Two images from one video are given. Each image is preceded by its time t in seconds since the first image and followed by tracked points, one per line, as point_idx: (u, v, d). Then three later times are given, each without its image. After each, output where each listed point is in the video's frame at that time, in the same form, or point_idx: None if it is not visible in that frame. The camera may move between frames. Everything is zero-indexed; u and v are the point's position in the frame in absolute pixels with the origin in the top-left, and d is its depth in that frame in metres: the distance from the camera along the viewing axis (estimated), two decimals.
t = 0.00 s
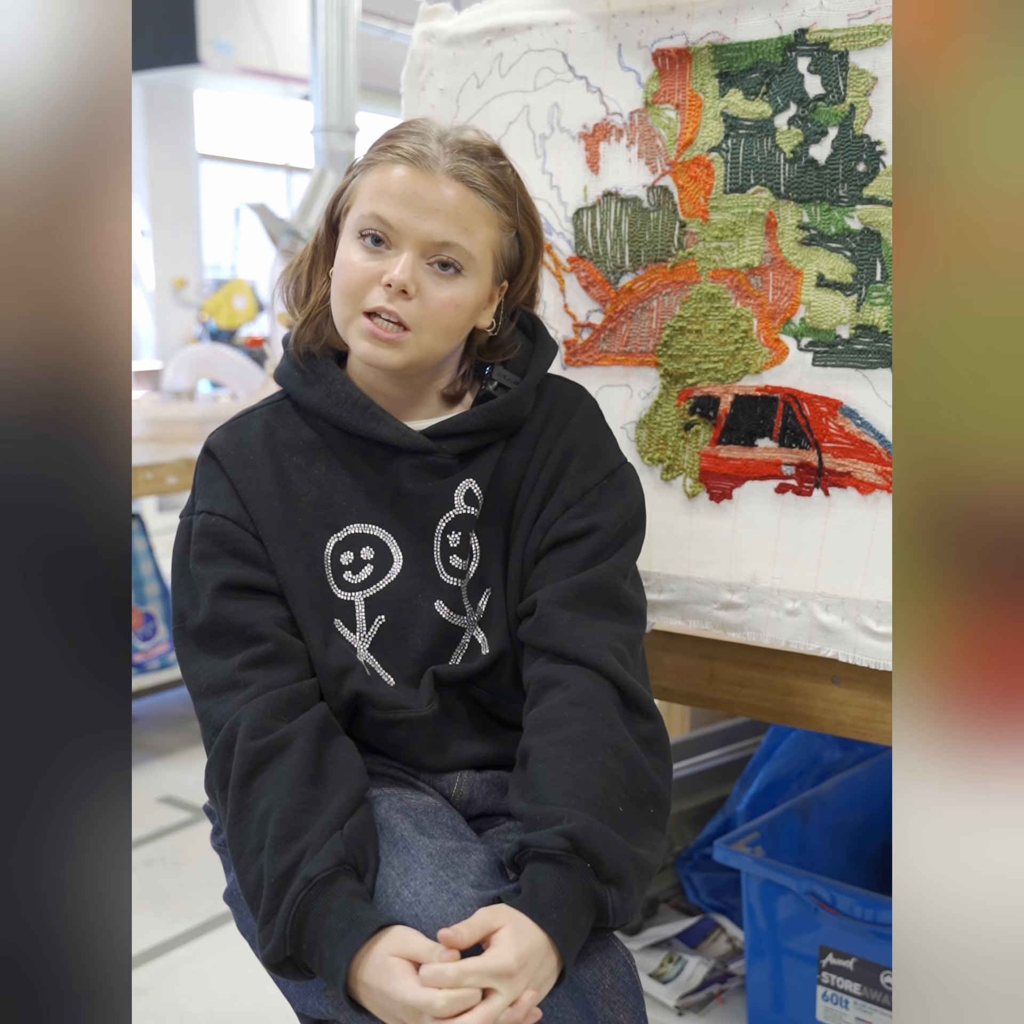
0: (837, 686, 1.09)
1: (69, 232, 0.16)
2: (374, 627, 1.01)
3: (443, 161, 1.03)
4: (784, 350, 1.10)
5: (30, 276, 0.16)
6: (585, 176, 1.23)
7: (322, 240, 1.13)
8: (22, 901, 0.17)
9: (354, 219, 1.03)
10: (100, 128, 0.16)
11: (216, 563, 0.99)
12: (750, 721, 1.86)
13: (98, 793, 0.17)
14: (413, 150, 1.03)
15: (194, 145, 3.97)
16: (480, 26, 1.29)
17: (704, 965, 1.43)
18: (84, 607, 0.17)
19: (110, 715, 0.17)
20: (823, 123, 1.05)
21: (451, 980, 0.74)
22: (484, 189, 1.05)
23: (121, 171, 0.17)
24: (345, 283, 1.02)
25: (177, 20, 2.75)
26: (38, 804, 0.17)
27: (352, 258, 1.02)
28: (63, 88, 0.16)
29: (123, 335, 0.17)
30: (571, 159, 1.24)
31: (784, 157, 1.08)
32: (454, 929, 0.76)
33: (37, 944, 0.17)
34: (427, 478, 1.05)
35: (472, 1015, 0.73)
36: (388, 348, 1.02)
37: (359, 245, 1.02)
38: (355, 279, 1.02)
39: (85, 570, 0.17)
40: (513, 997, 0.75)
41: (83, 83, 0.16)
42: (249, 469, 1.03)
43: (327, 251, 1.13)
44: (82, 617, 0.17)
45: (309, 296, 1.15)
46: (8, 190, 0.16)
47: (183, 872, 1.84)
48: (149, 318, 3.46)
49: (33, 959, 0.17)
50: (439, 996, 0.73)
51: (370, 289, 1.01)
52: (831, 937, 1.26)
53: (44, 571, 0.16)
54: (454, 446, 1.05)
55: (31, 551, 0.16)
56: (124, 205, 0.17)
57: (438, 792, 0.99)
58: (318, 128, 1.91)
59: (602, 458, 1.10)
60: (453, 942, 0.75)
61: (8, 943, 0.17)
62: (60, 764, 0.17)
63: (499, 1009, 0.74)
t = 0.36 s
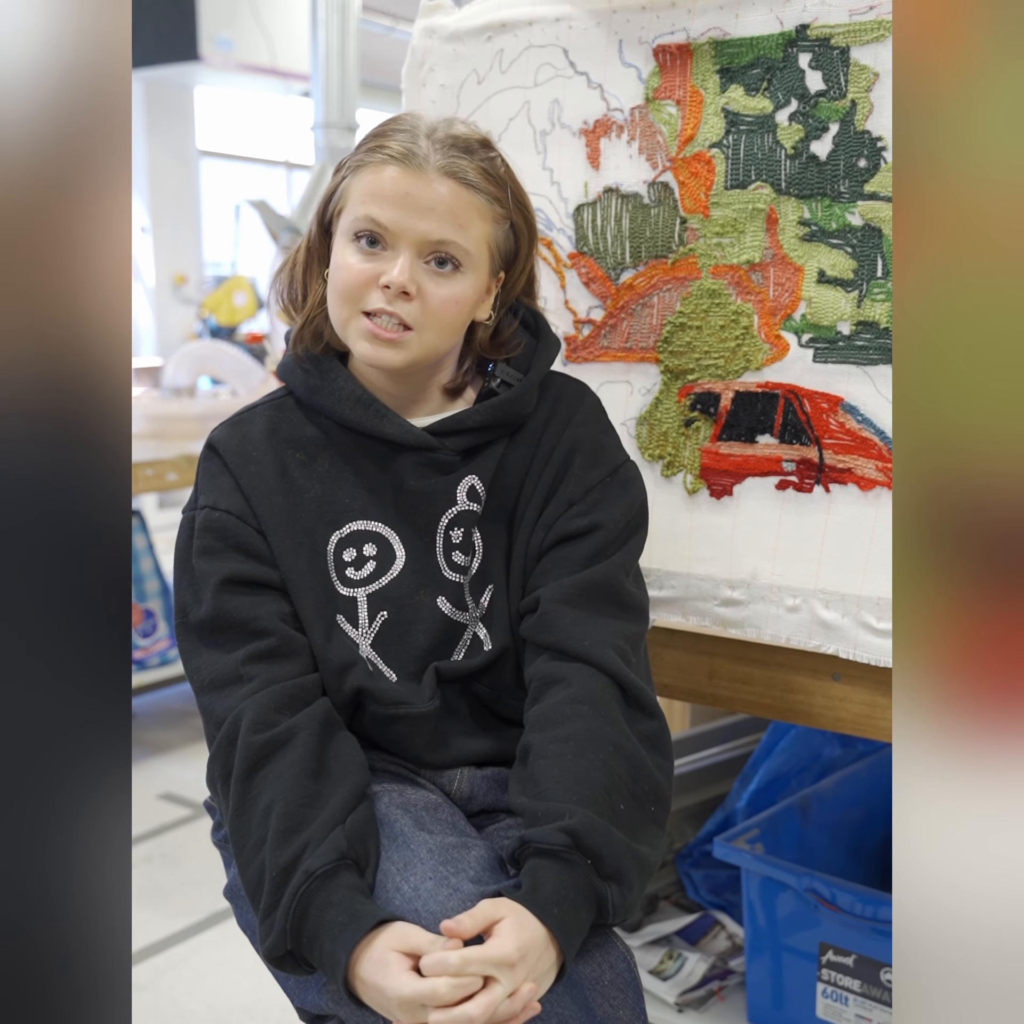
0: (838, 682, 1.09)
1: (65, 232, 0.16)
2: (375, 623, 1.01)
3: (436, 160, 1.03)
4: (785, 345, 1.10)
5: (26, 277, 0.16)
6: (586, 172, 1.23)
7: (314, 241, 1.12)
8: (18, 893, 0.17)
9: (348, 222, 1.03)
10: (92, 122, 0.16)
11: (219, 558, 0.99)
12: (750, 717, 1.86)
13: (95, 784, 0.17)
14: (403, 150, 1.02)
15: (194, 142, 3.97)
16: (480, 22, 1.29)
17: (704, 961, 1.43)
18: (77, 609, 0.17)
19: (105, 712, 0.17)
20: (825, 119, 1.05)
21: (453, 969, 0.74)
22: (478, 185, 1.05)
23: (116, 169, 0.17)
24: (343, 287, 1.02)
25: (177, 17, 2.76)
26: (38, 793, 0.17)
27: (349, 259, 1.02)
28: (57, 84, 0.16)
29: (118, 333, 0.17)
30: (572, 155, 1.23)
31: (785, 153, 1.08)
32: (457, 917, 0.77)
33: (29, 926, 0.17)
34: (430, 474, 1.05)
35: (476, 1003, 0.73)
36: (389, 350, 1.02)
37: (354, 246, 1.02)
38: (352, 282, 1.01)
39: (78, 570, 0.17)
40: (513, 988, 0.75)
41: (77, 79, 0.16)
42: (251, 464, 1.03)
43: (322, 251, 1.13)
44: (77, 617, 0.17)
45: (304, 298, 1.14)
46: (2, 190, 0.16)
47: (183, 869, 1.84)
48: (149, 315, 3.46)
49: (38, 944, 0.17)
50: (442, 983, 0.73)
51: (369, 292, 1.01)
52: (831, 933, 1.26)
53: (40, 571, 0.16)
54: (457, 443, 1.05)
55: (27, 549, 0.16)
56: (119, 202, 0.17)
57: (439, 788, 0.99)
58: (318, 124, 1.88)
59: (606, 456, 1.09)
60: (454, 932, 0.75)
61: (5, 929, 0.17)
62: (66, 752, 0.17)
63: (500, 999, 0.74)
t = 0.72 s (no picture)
0: (838, 682, 1.09)
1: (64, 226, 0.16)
2: (378, 623, 1.01)
3: (411, 144, 1.03)
4: (786, 346, 1.10)
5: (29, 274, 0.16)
6: (586, 172, 1.23)
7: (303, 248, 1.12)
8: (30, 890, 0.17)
9: (334, 217, 1.03)
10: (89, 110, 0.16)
11: (223, 556, 1.00)
12: (750, 717, 1.86)
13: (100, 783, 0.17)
14: (382, 140, 1.03)
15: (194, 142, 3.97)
16: (480, 23, 1.29)
17: (703, 961, 1.43)
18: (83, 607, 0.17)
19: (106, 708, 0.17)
20: (825, 120, 1.05)
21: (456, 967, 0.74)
22: (456, 162, 1.05)
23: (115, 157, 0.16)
24: (339, 281, 1.02)
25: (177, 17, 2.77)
26: (49, 796, 0.17)
27: (340, 254, 1.02)
28: (52, 83, 0.16)
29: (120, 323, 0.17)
30: (573, 155, 1.23)
31: (786, 154, 1.08)
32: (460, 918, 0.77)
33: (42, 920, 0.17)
34: (437, 474, 1.05)
35: (476, 1003, 0.73)
36: (390, 333, 1.02)
37: (343, 240, 1.02)
38: (346, 274, 1.02)
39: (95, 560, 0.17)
40: (515, 988, 0.75)
41: (71, 73, 0.16)
42: (257, 463, 1.03)
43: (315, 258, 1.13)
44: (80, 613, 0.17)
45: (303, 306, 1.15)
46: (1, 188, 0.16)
47: (183, 868, 1.84)
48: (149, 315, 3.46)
49: (41, 948, 0.17)
50: (444, 982, 0.73)
51: (363, 281, 1.01)
52: (831, 934, 1.26)
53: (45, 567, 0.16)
54: (462, 443, 1.05)
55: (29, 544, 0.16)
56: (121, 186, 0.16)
57: (439, 789, 0.99)
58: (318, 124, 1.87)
59: (611, 459, 1.09)
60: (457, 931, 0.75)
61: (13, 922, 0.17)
62: (71, 758, 0.17)
63: (501, 998, 0.74)
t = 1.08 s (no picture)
0: (841, 682, 1.09)
1: (67, 231, 0.16)
2: (387, 617, 1.01)
3: (419, 135, 1.04)
4: (789, 345, 1.10)
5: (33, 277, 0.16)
6: (589, 170, 1.22)
7: (301, 250, 1.11)
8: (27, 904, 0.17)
9: (351, 214, 1.04)
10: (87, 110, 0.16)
11: (232, 547, 1.00)
12: (752, 717, 1.86)
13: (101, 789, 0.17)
14: (389, 133, 1.04)
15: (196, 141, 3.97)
16: (483, 22, 1.29)
17: (706, 960, 1.43)
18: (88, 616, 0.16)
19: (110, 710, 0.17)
20: (829, 117, 1.05)
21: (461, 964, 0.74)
22: (460, 143, 1.06)
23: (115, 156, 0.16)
24: (369, 276, 1.03)
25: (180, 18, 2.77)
26: (55, 807, 0.17)
27: (365, 250, 1.03)
28: (50, 74, 0.16)
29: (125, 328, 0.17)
30: (575, 154, 1.23)
31: (789, 151, 1.08)
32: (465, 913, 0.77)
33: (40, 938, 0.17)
34: (448, 470, 1.05)
35: (478, 1001, 0.73)
36: (433, 319, 1.02)
37: (367, 235, 1.03)
38: (378, 268, 1.02)
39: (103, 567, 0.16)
40: (520, 987, 0.75)
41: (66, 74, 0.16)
42: (269, 454, 1.04)
43: (309, 261, 1.12)
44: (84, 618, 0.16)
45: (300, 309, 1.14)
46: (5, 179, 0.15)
47: (186, 868, 1.84)
48: (151, 315, 3.46)
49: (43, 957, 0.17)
50: (450, 979, 0.73)
51: (398, 271, 1.02)
52: (835, 933, 1.26)
53: (50, 578, 0.16)
54: (474, 439, 1.05)
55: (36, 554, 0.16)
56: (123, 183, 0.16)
57: (443, 788, 0.99)
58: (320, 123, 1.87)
59: (623, 460, 1.08)
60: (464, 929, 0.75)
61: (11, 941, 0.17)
62: (74, 764, 0.16)
63: (504, 998, 0.74)
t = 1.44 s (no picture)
0: (844, 682, 1.09)
1: (71, 260, 0.14)
2: (393, 620, 1.01)
3: (443, 139, 1.04)
4: (791, 345, 1.10)
5: (30, 308, 0.14)
6: (592, 170, 1.22)
7: (315, 248, 1.11)
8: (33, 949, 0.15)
9: (373, 217, 1.04)
10: (89, 123, 0.14)
11: (239, 548, 1.00)
12: (755, 716, 1.86)
13: (110, 798, 0.15)
14: (407, 135, 1.04)
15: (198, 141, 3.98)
16: (485, 22, 1.29)
17: (709, 960, 1.43)
18: (86, 642, 0.15)
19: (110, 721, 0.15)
20: (831, 117, 1.05)
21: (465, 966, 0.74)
22: (481, 149, 1.06)
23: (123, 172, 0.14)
24: (387, 278, 1.03)
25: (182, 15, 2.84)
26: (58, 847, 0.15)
27: (386, 253, 1.03)
28: (62, 81, 0.14)
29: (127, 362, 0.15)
30: (578, 154, 1.23)
31: (791, 152, 1.08)
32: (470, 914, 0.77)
33: (46, 963, 0.15)
34: (456, 473, 1.05)
35: (479, 1002, 0.73)
36: (456, 326, 1.03)
37: (391, 239, 1.03)
38: (395, 270, 1.02)
39: (112, 604, 0.15)
40: (524, 989, 0.75)
41: (66, 86, 0.14)
42: (276, 455, 1.04)
43: (323, 260, 1.12)
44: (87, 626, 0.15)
45: (311, 310, 1.14)
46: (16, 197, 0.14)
47: (189, 867, 1.85)
48: (153, 315, 3.46)
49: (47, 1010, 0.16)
50: (453, 980, 0.73)
51: (422, 274, 1.02)
52: (838, 933, 1.26)
53: (55, 610, 0.15)
54: (481, 442, 1.05)
55: (43, 587, 0.15)
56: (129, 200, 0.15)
57: (447, 789, 0.99)
58: (321, 123, 1.87)
59: (631, 463, 1.07)
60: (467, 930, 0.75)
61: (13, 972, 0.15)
62: (78, 803, 0.15)
63: (507, 999, 0.74)
